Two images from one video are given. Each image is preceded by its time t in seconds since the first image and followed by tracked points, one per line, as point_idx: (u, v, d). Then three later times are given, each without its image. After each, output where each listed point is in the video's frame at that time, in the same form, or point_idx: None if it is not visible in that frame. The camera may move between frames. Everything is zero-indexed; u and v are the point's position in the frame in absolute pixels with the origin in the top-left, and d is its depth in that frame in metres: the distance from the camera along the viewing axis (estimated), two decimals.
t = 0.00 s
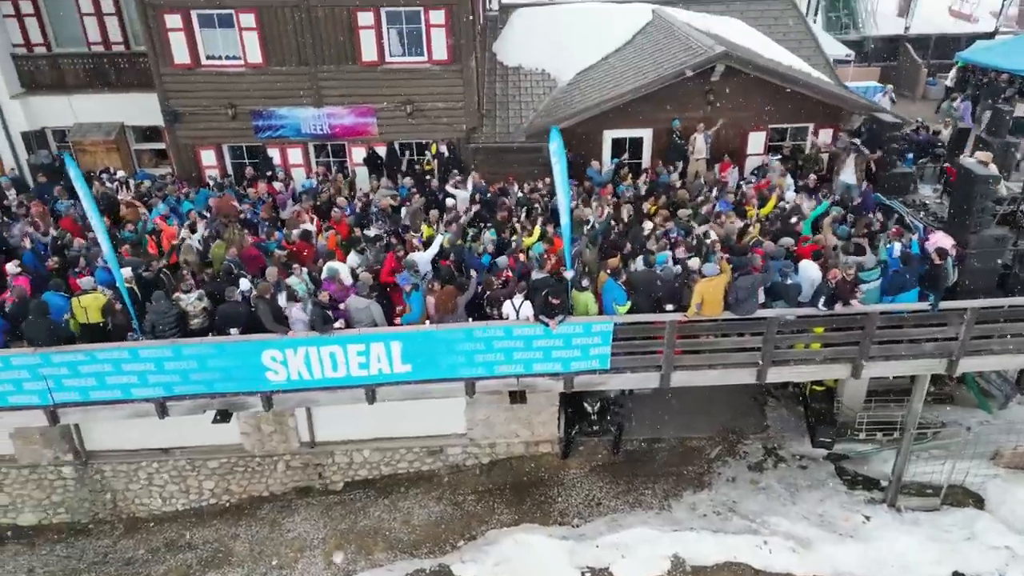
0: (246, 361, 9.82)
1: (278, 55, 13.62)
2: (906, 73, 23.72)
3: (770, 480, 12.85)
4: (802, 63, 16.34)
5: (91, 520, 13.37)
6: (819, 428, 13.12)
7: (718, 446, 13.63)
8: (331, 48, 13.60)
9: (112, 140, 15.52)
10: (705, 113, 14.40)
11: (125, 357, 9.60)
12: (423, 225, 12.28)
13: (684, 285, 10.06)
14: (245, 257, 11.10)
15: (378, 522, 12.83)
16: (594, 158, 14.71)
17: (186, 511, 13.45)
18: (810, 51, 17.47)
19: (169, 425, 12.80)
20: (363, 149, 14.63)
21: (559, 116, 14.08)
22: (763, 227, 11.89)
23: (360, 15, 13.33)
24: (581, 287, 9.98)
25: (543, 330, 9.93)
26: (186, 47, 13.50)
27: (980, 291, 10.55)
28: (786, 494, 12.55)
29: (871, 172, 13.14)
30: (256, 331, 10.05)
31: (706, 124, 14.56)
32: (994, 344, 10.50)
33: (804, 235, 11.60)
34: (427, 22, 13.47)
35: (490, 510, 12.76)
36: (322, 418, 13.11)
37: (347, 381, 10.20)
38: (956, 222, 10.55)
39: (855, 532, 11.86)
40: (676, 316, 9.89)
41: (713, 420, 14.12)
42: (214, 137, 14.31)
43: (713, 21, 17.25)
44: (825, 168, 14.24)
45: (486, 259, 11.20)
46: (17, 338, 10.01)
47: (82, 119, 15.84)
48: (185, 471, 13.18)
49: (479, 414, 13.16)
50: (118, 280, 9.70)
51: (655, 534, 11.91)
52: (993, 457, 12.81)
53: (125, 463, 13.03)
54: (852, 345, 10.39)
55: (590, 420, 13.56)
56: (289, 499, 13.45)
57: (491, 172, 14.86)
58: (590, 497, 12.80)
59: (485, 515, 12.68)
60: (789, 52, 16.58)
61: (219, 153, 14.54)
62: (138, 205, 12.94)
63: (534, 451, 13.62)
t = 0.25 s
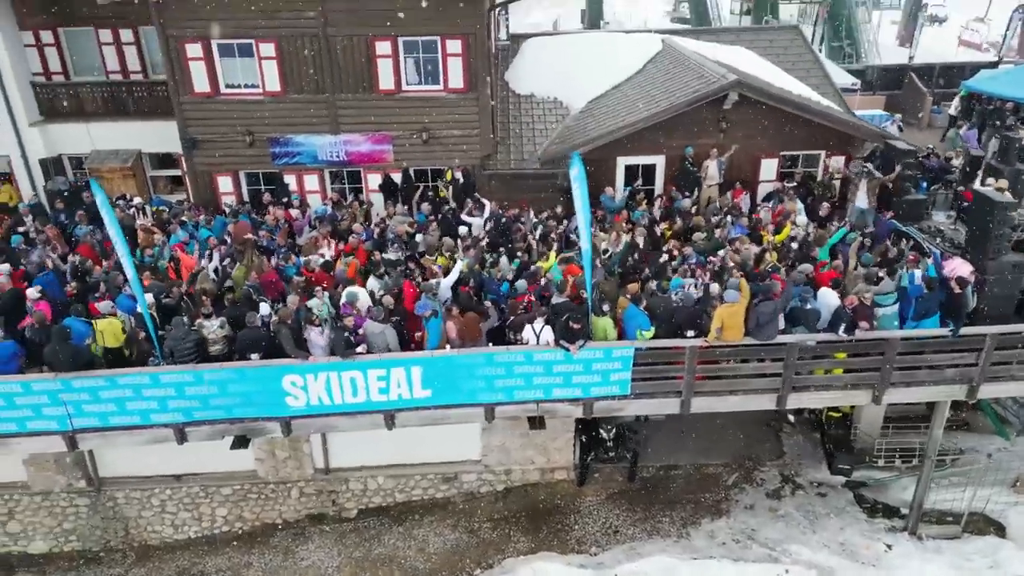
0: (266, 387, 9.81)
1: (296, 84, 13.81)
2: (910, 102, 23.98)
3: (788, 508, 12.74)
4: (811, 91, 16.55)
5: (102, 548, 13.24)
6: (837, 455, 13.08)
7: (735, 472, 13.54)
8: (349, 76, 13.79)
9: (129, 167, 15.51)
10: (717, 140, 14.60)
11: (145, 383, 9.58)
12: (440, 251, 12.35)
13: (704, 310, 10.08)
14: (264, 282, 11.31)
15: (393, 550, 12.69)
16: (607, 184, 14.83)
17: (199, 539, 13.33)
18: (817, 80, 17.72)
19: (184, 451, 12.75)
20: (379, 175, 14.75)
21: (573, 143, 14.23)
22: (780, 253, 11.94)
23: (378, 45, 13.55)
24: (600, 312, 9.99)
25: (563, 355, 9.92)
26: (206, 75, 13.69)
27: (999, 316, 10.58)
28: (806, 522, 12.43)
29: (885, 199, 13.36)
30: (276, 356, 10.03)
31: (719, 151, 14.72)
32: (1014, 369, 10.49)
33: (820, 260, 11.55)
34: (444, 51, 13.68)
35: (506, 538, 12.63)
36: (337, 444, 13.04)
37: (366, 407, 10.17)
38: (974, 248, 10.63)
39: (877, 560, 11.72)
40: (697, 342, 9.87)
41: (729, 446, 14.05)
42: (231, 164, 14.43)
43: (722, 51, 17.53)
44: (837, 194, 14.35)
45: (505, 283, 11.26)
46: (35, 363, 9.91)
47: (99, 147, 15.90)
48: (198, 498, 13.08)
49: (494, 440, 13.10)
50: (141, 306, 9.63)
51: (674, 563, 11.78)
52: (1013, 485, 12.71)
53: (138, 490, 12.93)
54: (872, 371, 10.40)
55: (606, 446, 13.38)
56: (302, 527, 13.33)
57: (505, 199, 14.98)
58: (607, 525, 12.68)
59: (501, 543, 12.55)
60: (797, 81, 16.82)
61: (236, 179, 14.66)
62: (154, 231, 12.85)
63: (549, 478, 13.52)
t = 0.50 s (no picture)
0: (288, 398, 9.82)
1: (313, 97, 13.90)
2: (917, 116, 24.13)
3: (806, 520, 12.69)
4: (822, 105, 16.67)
5: (116, 560, 13.18)
6: (854, 468, 13.07)
7: (751, 485, 13.51)
8: (366, 90, 13.90)
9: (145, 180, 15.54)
10: (731, 152, 14.69)
11: (167, 394, 9.57)
12: (456, 263, 12.39)
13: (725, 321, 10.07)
14: (282, 294, 11.18)
15: (409, 563, 12.64)
16: (621, 197, 14.90)
17: (213, 551, 13.29)
18: (828, 94, 17.85)
19: (200, 463, 12.73)
20: (394, 188, 14.84)
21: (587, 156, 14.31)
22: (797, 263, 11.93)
23: (395, 59, 13.66)
24: (621, 324, 10.08)
25: (584, 367, 9.93)
26: (224, 89, 13.78)
27: (1018, 328, 10.61)
28: (824, 535, 12.38)
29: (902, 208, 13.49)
30: (297, 368, 10.05)
31: (733, 163, 14.81)
32: None
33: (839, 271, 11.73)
34: (460, 66, 13.79)
35: (523, 550, 12.58)
36: (353, 456, 13.02)
37: (387, 418, 10.18)
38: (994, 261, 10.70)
39: (897, 573, 11.67)
40: (718, 353, 9.96)
41: (744, 459, 14.02)
42: (248, 177, 14.52)
43: (732, 65, 17.68)
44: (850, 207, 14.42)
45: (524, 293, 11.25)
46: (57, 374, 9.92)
47: (115, 160, 15.86)
48: (213, 510, 13.04)
49: (510, 452, 13.08)
50: (163, 317, 9.63)
51: None
52: None
53: (153, 502, 12.89)
54: (893, 383, 10.43)
55: (622, 458, 13.47)
56: (318, 539, 13.29)
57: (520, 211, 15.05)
58: (625, 537, 12.63)
59: (518, 555, 12.50)
60: (808, 95, 16.94)
61: (252, 192, 14.74)
62: (172, 242, 13.03)
63: (565, 490, 13.49)
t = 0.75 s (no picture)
0: (310, 398, 9.85)
1: (329, 98, 13.94)
2: (926, 117, 24.16)
3: (822, 520, 12.72)
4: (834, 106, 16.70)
5: (133, 559, 13.21)
6: (870, 468, 13.15)
7: (766, 485, 13.53)
8: (381, 91, 13.93)
9: (159, 180, 15.58)
10: (745, 153, 14.73)
11: (190, 394, 9.61)
12: (472, 263, 12.43)
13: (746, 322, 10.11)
14: (303, 295, 11.30)
15: (426, 562, 12.67)
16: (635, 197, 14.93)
17: (230, 550, 13.32)
18: (839, 95, 17.89)
19: (217, 463, 12.76)
20: (409, 189, 14.88)
21: (602, 156, 14.34)
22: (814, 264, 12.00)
23: (411, 60, 13.70)
24: (641, 324, 10.11)
25: (605, 367, 9.96)
26: (240, 90, 13.82)
27: None
28: (841, 535, 12.40)
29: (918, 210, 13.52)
30: (319, 368, 10.07)
31: (747, 164, 14.85)
32: None
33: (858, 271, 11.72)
34: (476, 67, 13.83)
35: (540, 550, 12.60)
36: (370, 456, 13.04)
37: (408, 418, 10.20)
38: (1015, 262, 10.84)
39: (915, 573, 11.69)
40: (738, 354, 10.01)
41: (759, 459, 14.04)
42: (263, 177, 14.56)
43: (744, 66, 17.71)
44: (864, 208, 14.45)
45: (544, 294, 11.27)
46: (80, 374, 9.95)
47: (129, 160, 15.90)
48: (230, 509, 13.07)
49: (526, 452, 13.11)
50: (186, 317, 9.66)
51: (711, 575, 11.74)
52: None
53: (170, 501, 12.91)
54: (912, 384, 10.47)
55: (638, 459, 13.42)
56: (334, 538, 13.31)
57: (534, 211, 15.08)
58: (641, 537, 12.65)
59: (535, 555, 12.51)
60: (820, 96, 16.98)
61: (267, 193, 14.77)
62: (191, 243, 13.13)
63: (580, 490, 13.51)
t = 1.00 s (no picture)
0: (332, 397, 9.88)
1: (344, 98, 13.96)
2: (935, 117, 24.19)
3: (839, 520, 12.74)
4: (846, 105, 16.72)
5: (150, 558, 13.25)
6: (885, 467, 13.21)
7: (782, 484, 13.56)
8: (397, 91, 13.96)
9: (174, 180, 15.59)
10: (760, 153, 14.75)
11: (213, 393, 9.63)
12: (489, 262, 12.46)
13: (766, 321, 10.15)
14: (321, 293, 11.41)
15: (443, 561, 12.69)
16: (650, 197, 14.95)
17: (247, 549, 13.36)
18: (851, 95, 17.91)
19: (234, 463, 12.78)
20: (424, 188, 14.92)
21: (617, 156, 14.36)
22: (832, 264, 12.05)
23: (427, 60, 13.73)
24: (662, 323, 10.10)
25: (626, 366, 9.96)
26: (256, 90, 13.84)
27: None
28: (858, 534, 12.43)
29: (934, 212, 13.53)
30: (341, 367, 10.08)
31: (761, 164, 14.87)
32: None
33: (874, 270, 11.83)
34: (491, 67, 13.85)
35: (557, 549, 12.62)
36: (386, 455, 13.07)
37: (429, 417, 10.22)
38: None
39: (933, 572, 11.71)
40: (760, 352, 10.01)
41: (774, 458, 14.06)
42: (279, 177, 14.59)
43: (756, 66, 17.73)
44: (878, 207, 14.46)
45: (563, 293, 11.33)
46: (103, 373, 10.01)
47: (143, 160, 15.91)
48: (247, 508, 13.09)
49: (542, 452, 13.14)
50: (209, 315, 9.64)
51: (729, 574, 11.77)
52: None
53: (187, 500, 12.94)
54: (932, 383, 10.47)
55: (653, 458, 13.51)
56: (350, 537, 13.35)
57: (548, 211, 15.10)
58: (658, 536, 12.67)
59: (552, 554, 12.54)
60: (832, 96, 17.00)
61: (282, 192, 14.81)
62: (209, 245, 13.22)
63: (596, 489, 13.53)
